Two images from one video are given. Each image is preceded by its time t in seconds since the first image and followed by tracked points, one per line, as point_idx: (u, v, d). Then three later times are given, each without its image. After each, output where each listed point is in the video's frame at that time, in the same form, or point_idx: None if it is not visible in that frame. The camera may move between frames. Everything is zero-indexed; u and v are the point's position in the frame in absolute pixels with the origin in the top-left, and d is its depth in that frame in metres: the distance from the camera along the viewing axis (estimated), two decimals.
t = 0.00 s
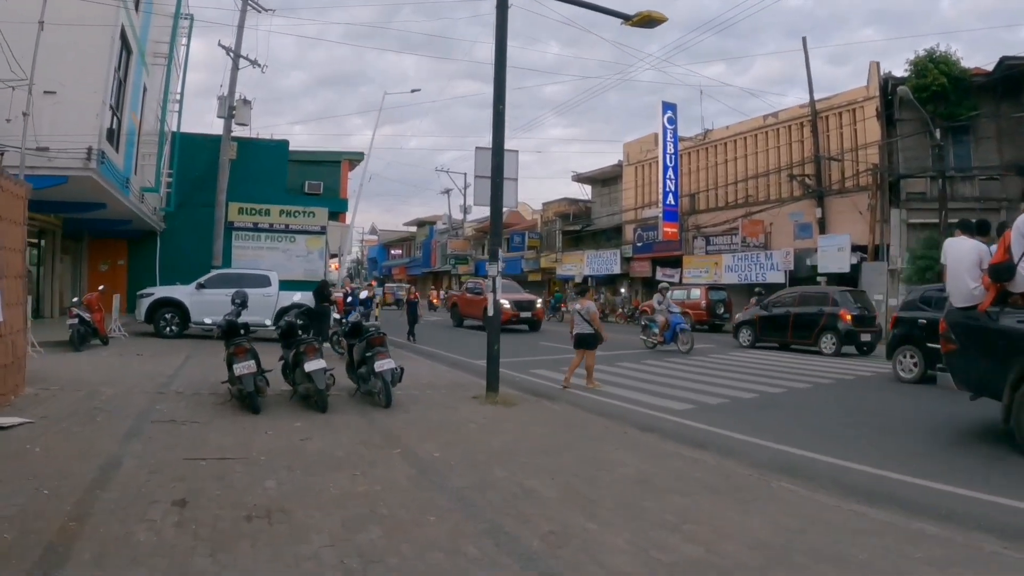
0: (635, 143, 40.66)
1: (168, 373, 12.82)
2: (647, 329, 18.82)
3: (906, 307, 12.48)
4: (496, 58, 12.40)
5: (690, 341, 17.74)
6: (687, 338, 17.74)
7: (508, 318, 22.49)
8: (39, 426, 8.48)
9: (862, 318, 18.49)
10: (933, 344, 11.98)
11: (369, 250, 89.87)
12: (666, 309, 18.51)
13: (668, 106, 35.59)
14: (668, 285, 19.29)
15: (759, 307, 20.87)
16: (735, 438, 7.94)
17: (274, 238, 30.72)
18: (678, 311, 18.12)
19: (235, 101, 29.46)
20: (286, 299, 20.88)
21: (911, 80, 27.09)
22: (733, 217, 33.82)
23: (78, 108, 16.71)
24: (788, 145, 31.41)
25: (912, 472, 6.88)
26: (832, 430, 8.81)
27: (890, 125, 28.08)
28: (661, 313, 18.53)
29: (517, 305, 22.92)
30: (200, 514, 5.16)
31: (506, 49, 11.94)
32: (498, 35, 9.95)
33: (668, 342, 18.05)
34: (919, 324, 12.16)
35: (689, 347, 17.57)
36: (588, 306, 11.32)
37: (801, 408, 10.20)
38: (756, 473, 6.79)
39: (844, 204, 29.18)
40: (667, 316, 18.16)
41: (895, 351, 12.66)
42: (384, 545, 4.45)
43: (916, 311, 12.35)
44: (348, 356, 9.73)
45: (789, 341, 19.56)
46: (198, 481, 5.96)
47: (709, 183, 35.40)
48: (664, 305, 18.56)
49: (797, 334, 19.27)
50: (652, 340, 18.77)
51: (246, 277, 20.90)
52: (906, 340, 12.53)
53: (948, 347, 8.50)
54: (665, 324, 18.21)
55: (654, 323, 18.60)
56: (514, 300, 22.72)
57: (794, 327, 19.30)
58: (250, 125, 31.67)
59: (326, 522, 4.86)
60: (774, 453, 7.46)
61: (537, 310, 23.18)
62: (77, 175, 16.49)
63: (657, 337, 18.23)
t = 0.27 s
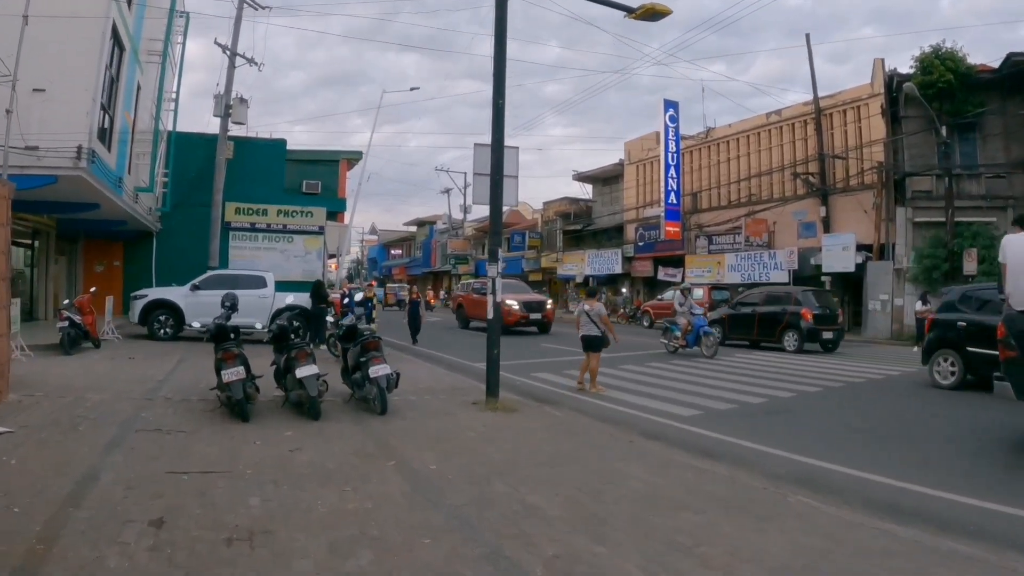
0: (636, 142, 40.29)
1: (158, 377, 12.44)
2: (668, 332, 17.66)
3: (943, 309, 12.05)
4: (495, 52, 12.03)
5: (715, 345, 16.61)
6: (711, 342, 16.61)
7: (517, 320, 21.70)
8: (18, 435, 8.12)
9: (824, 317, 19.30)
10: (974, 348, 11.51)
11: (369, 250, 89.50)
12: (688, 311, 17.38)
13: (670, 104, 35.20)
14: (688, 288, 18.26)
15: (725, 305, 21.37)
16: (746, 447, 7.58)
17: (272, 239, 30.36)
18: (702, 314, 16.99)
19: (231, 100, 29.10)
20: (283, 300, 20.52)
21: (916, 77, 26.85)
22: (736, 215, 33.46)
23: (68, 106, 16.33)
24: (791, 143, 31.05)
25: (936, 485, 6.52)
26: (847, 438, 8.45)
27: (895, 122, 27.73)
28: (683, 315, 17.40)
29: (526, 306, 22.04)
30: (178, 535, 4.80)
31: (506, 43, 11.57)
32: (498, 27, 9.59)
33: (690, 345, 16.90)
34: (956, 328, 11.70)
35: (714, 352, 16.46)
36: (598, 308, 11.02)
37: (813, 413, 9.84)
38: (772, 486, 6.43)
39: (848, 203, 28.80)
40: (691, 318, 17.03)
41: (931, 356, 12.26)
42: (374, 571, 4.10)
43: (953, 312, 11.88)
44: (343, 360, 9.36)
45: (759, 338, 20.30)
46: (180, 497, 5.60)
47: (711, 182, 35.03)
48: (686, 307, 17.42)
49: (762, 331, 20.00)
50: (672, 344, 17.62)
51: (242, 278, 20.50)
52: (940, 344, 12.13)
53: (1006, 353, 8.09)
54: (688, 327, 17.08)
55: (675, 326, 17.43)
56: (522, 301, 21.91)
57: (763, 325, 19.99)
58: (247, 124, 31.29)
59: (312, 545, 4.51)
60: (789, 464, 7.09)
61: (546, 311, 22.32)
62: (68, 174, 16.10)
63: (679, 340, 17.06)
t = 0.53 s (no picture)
0: (636, 141, 39.93)
1: (146, 380, 12.07)
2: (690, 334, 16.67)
3: (982, 309, 11.74)
4: (494, 43, 11.66)
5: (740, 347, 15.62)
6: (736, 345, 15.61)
7: (524, 322, 21.06)
8: None
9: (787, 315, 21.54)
10: (1015, 349, 11.15)
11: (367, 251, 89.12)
12: (710, 310, 16.36)
13: (670, 102, 34.85)
14: (710, 289, 17.31)
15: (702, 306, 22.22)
16: (758, 452, 7.20)
17: (268, 238, 29.96)
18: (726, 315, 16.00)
19: (226, 97, 28.72)
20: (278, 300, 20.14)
21: (920, 72, 26.36)
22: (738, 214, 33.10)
23: (57, 101, 15.92)
24: (793, 140, 30.70)
25: (962, 493, 6.14)
26: (863, 444, 8.06)
27: (899, 119, 27.39)
28: (706, 316, 16.40)
29: (534, 307, 21.39)
30: (149, 552, 4.42)
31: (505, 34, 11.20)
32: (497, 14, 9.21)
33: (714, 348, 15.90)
34: (995, 326, 11.41)
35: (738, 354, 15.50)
36: (601, 308, 10.60)
37: (825, 416, 9.46)
38: (789, 494, 6.03)
39: (852, 201, 28.44)
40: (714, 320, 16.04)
41: (970, 358, 11.86)
42: None
43: (992, 312, 11.61)
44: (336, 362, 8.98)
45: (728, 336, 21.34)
46: (155, 510, 5.22)
47: (712, 181, 34.68)
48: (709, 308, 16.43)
49: (736, 329, 22.22)
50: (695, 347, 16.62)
51: (236, 278, 20.10)
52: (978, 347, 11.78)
53: None
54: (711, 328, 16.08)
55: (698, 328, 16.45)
56: (530, 302, 21.26)
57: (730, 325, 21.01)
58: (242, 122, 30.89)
59: (294, 563, 4.13)
60: (804, 472, 6.70)
61: (555, 313, 21.57)
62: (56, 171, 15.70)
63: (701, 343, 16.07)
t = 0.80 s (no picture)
0: (639, 141, 39.54)
1: (137, 385, 11.71)
2: (716, 339, 15.52)
3: None
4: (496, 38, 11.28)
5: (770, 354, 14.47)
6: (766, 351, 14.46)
7: (536, 325, 20.59)
8: None
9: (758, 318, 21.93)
10: None
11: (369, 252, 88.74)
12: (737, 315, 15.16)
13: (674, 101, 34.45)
14: (736, 291, 16.15)
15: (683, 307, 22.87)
16: (774, 466, 6.83)
17: (267, 239, 29.59)
18: (755, 319, 14.85)
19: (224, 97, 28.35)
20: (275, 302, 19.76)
21: (929, 71, 25.91)
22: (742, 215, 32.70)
23: (49, 99, 15.56)
24: (799, 140, 30.30)
25: (993, 511, 5.76)
26: (883, 456, 7.68)
27: (906, 118, 26.99)
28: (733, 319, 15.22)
29: (545, 309, 20.93)
30: None
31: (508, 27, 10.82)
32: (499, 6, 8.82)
33: (742, 354, 14.76)
34: None
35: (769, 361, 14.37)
36: (604, 310, 10.29)
37: (840, 425, 9.07)
38: (810, 513, 5.64)
39: (859, 201, 28.03)
40: (741, 324, 14.88)
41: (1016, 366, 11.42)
42: None
43: None
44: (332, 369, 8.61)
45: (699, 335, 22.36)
46: (131, 532, 4.86)
47: (717, 181, 34.29)
48: (736, 312, 15.27)
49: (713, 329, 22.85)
50: (722, 353, 15.46)
51: (234, 280, 19.72)
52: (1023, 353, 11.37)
53: None
54: (739, 333, 14.92)
55: (724, 333, 15.30)
56: (541, 304, 20.84)
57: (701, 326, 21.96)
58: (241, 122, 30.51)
59: None
60: (823, 488, 6.32)
61: (566, 315, 21.10)
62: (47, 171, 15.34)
63: (729, 349, 14.92)
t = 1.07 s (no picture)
0: (640, 139, 39.17)
1: (123, 385, 11.32)
2: (741, 341, 14.59)
3: None
4: (495, 27, 10.92)
5: (799, 356, 13.56)
6: (795, 353, 13.55)
7: (543, 324, 20.08)
8: None
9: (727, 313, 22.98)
10: None
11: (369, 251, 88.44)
12: (765, 315, 14.23)
13: (675, 99, 34.06)
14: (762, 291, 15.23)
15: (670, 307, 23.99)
16: (785, 472, 6.48)
17: (263, 237, 29.23)
18: (782, 319, 13.92)
19: (220, 93, 27.99)
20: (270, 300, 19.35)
21: (934, 67, 25.54)
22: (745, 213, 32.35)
23: (37, 92, 15.20)
24: (802, 138, 29.96)
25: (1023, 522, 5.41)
26: (899, 462, 7.33)
27: (910, 116, 26.65)
28: (760, 321, 14.29)
29: (552, 309, 20.45)
30: None
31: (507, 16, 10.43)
32: None
33: (769, 357, 13.83)
34: None
35: (797, 364, 13.50)
36: (610, 308, 9.95)
37: (854, 430, 8.72)
38: (827, 523, 5.30)
39: (862, 199, 27.69)
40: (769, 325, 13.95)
41: None
42: None
43: None
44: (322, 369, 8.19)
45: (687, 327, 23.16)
46: (97, 546, 4.53)
47: (718, 179, 33.97)
48: (763, 312, 14.33)
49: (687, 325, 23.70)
50: (746, 356, 14.54)
51: (228, 277, 19.31)
52: None
53: None
54: (766, 335, 13.99)
55: (750, 334, 14.37)
56: (548, 303, 20.36)
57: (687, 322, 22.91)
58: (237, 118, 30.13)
59: None
60: (841, 496, 5.95)
61: (576, 316, 20.65)
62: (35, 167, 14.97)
63: (755, 351, 13.99)
